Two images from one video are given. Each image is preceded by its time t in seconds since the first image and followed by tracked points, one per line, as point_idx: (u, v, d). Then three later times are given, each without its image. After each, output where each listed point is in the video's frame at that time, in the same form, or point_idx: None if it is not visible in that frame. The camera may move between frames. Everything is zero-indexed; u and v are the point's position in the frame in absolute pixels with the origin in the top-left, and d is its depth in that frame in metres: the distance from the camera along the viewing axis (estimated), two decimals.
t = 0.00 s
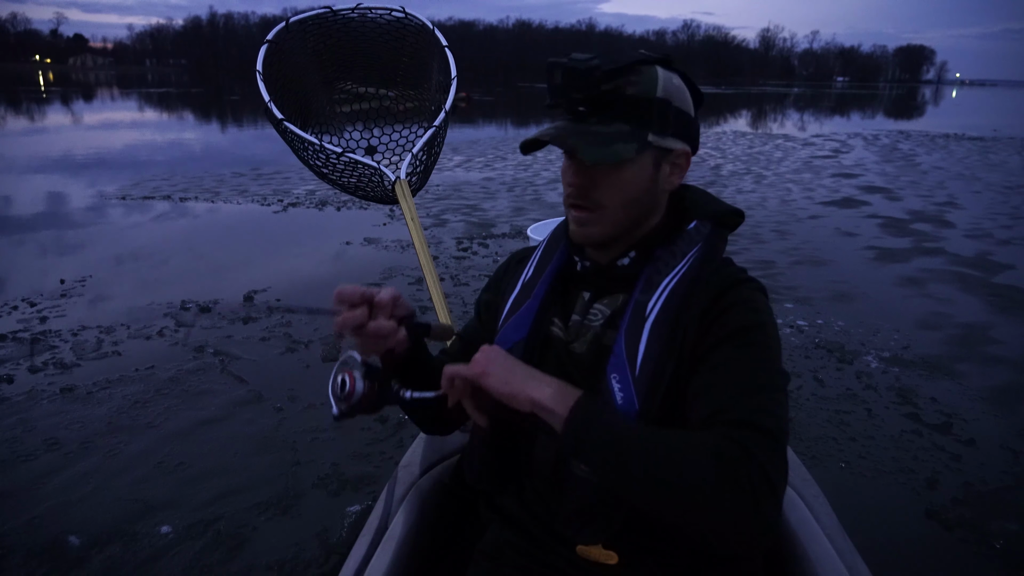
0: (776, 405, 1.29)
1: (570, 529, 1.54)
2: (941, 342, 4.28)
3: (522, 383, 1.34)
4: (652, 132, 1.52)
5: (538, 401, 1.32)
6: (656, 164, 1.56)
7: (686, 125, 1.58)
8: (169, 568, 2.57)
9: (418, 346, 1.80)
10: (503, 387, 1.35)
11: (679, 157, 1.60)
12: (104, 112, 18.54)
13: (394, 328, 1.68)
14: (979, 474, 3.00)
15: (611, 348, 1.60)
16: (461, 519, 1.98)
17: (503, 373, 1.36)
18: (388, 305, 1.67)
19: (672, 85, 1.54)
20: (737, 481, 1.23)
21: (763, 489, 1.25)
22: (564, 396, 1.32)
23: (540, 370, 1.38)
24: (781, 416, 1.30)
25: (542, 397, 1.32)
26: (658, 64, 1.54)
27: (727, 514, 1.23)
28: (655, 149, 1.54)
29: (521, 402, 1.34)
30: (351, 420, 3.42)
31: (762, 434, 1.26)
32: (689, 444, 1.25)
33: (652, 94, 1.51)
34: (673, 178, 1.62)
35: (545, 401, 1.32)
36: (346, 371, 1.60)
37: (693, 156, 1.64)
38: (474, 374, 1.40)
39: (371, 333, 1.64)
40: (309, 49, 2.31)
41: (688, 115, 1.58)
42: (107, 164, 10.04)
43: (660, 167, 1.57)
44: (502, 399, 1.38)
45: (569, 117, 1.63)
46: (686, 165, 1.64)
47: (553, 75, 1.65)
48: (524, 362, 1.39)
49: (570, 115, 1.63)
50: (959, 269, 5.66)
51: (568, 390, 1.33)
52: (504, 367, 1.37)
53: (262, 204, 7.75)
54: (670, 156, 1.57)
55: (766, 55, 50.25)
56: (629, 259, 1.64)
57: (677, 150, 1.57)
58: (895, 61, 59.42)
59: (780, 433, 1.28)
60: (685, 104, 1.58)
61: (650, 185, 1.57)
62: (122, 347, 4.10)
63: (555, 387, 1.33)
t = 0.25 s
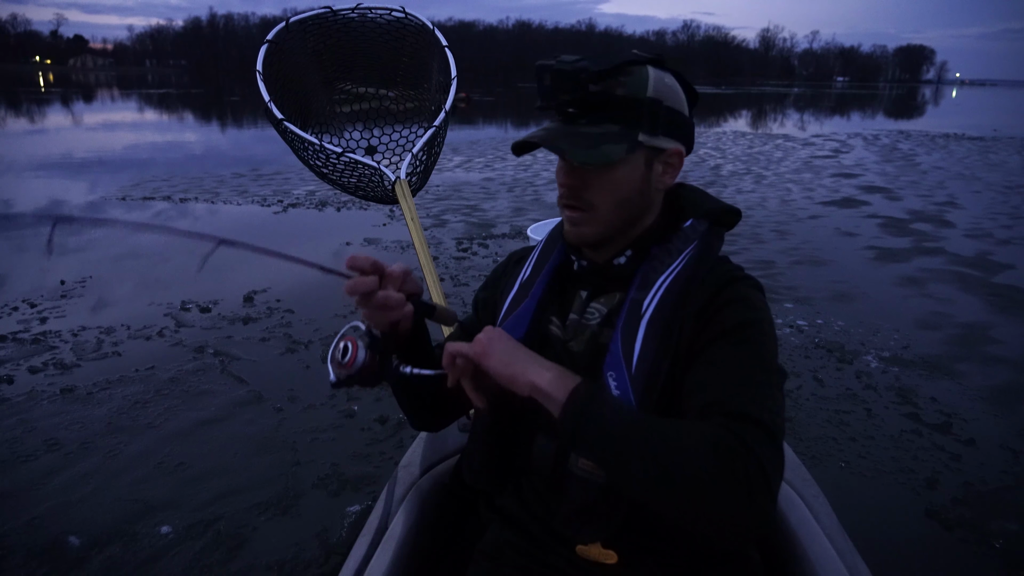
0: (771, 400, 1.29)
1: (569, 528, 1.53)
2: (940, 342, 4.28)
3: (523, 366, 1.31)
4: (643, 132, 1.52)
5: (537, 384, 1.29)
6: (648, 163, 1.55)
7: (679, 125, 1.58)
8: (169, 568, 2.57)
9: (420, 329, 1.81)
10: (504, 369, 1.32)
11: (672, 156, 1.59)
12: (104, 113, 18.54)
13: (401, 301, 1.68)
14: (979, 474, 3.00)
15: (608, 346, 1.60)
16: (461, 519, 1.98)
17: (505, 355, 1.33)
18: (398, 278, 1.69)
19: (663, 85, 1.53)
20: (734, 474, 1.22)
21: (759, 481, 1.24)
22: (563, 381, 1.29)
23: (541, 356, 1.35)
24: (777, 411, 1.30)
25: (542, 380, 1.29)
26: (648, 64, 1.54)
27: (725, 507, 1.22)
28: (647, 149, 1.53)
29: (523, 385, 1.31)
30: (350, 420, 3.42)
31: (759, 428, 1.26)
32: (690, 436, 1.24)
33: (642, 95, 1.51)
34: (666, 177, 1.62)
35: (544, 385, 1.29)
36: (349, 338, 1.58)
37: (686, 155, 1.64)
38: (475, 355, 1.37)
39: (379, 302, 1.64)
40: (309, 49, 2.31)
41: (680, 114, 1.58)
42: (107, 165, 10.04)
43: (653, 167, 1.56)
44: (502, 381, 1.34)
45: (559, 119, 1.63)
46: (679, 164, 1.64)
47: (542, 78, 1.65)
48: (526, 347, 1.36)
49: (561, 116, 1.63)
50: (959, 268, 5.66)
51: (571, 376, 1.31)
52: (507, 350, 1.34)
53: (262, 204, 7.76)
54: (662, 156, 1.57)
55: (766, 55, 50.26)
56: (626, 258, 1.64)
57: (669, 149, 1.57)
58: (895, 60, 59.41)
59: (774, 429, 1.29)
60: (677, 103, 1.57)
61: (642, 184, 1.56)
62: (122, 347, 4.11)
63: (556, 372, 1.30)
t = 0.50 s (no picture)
0: (769, 397, 1.29)
1: (569, 527, 1.52)
2: (940, 343, 4.28)
3: (531, 337, 1.29)
4: (640, 132, 1.51)
5: (544, 356, 1.28)
6: (645, 163, 1.55)
7: (676, 125, 1.57)
8: (168, 566, 2.57)
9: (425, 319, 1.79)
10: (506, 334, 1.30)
11: (671, 156, 1.58)
12: (105, 111, 18.53)
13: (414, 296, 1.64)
14: (978, 475, 3.00)
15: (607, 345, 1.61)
16: (461, 519, 1.98)
17: (512, 323, 1.29)
18: (411, 272, 1.66)
19: (660, 84, 1.52)
20: (733, 469, 1.22)
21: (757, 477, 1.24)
22: (566, 355, 1.29)
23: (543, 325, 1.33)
24: (774, 406, 1.29)
25: (546, 352, 1.28)
26: (645, 64, 1.53)
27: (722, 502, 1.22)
28: (644, 149, 1.53)
29: (523, 352, 1.29)
30: (350, 419, 3.42)
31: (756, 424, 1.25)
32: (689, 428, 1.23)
33: (639, 95, 1.50)
34: (664, 176, 1.62)
35: (549, 356, 1.28)
36: (361, 331, 1.60)
37: (685, 154, 1.63)
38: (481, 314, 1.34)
39: (392, 297, 1.59)
40: (309, 49, 2.31)
41: (677, 114, 1.57)
42: (107, 163, 10.04)
43: (650, 167, 1.56)
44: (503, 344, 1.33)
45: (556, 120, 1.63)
46: (678, 164, 1.63)
47: (538, 80, 1.65)
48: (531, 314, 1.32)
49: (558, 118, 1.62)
50: (958, 270, 5.66)
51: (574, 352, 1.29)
52: (515, 317, 1.30)
53: (262, 203, 7.76)
54: (660, 155, 1.56)
55: (767, 56, 50.28)
56: (625, 258, 1.65)
57: (667, 148, 1.56)
58: (896, 61, 59.44)
59: (771, 424, 1.29)
60: (675, 102, 1.56)
61: (640, 184, 1.56)
62: (122, 345, 4.11)
63: (560, 345, 1.29)
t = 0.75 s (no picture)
0: (765, 395, 1.30)
1: (572, 528, 1.44)
2: (940, 343, 4.28)
3: (486, 387, 1.34)
4: (637, 134, 1.52)
5: (503, 405, 1.33)
6: (642, 165, 1.55)
7: (675, 124, 1.57)
8: (169, 566, 2.57)
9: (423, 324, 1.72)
10: (462, 392, 1.34)
11: (667, 156, 1.59)
12: (106, 110, 18.59)
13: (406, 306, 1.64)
14: (978, 475, 3.01)
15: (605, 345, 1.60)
16: (462, 519, 1.99)
17: (462, 379, 1.35)
18: (401, 283, 1.65)
19: (656, 85, 1.52)
20: (729, 471, 1.24)
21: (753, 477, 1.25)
22: (525, 400, 1.34)
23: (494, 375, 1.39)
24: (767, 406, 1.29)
25: (505, 401, 1.33)
26: (641, 65, 1.53)
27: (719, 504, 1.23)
28: (641, 150, 1.53)
29: (483, 409, 1.33)
30: (349, 419, 3.42)
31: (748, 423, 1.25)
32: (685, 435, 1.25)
33: (635, 96, 1.50)
34: (662, 176, 1.62)
35: (507, 405, 1.33)
36: (357, 347, 1.61)
37: (682, 154, 1.64)
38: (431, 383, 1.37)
39: (384, 308, 1.61)
40: (309, 49, 2.32)
41: (676, 114, 1.56)
42: (108, 163, 10.05)
43: (647, 168, 1.56)
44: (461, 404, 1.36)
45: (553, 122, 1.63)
46: (674, 164, 1.64)
47: (533, 83, 1.65)
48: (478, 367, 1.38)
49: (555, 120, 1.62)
50: (958, 270, 5.66)
51: (526, 393, 1.36)
52: (463, 375, 1.35)
53: (263, 203, 7.76)
54: (657, 156, 1.56)
55: (767, 56, 50.28)
56: (623, 258, 1.65)
57: (664, 149, 1.56)
58: (896, 61, 59.40)
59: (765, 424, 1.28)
60: (673, 103, 1.56)
61: (637, 185, 1.57)
62: (122, 345, 4.11)
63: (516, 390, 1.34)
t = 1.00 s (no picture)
0: (765, 396, 1.29)
1: (572, 529, 1.43)
2: (939, 345, 4.29)
3: (504, 400, 1.33)
4: (633, 137, 1.50)
5: (521, 415, 1.31)
6: (639, 167, 1.54)
7: (674, 124, 1.54)
8: (168, 563, 2.57)
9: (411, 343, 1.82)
10: (484, 404, 1.35)
11: (666, 159, 1.57)
12: (105, 106, 18.56)
13: (383, 334, 1.74)
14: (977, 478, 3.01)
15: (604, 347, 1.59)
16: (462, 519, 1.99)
17: (484, 394, 1.36)
18: (376, 312, 1.74)
19: (654, 86, 1.51)
20: (727, 474, 1.24)
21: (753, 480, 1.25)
22: (547, 409, 1.31)
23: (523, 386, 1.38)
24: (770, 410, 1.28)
25: (524, 411, 1.31)
26: (638, 67, 1.51)
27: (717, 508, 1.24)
28: (638, 153, 1.52)
29: (505, 419, 1.33)
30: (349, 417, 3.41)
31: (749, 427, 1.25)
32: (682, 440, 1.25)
33: (631, 100, 1.49)
34: (661, 178, 1.60)
35: (527, 416, 1.31)
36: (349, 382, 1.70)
37: (681, 156, 1.61)
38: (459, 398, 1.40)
39: (362, 342, 1.71)
40: (310, 49, 2.33)
41: (675, 114, 1.54)
42: (107, 158, 10.03)
43: (645, 170, 1.55)
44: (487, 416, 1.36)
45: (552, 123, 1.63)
46: (673, 166, 1.61)
47: (529, 87, 1.64)
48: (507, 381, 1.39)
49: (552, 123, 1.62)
50: (957, 272, 5.67)
51: (551, 401, 1.33)
52: (487, 387, 1.37)
53: (262, 200, 7.75)
54: (654, 158, 1.55)
55: (767, 57, 50.31)
56: (622, 259, 1.64)
57: (662, 151, 1.54)
58: (897, 64, 59.46)
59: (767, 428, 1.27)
60: (671, 103, 1.54)
61: (634, 188, 1.56)
62: (122, 340, 4.11)
63: (535, 401, 1.32)
